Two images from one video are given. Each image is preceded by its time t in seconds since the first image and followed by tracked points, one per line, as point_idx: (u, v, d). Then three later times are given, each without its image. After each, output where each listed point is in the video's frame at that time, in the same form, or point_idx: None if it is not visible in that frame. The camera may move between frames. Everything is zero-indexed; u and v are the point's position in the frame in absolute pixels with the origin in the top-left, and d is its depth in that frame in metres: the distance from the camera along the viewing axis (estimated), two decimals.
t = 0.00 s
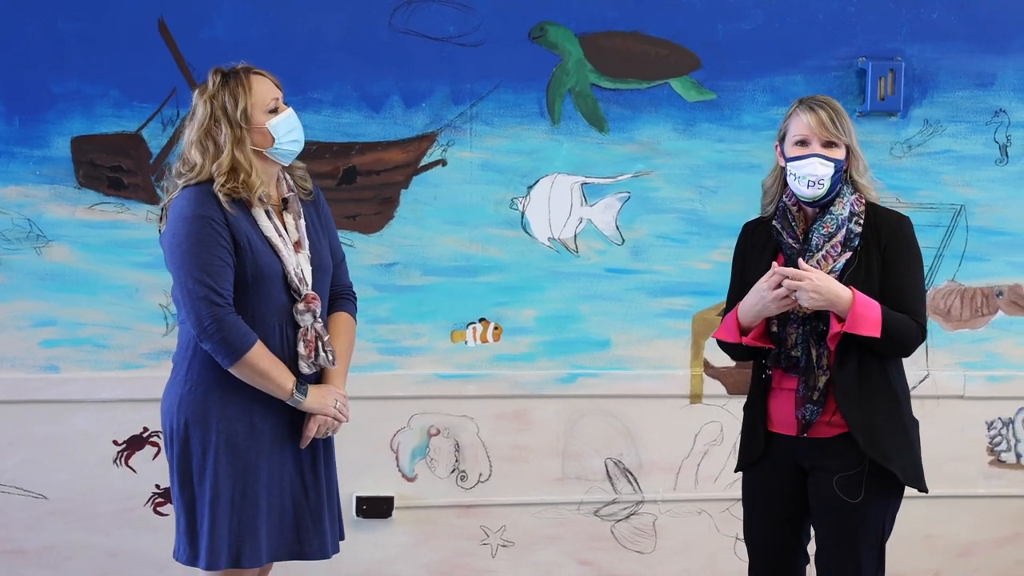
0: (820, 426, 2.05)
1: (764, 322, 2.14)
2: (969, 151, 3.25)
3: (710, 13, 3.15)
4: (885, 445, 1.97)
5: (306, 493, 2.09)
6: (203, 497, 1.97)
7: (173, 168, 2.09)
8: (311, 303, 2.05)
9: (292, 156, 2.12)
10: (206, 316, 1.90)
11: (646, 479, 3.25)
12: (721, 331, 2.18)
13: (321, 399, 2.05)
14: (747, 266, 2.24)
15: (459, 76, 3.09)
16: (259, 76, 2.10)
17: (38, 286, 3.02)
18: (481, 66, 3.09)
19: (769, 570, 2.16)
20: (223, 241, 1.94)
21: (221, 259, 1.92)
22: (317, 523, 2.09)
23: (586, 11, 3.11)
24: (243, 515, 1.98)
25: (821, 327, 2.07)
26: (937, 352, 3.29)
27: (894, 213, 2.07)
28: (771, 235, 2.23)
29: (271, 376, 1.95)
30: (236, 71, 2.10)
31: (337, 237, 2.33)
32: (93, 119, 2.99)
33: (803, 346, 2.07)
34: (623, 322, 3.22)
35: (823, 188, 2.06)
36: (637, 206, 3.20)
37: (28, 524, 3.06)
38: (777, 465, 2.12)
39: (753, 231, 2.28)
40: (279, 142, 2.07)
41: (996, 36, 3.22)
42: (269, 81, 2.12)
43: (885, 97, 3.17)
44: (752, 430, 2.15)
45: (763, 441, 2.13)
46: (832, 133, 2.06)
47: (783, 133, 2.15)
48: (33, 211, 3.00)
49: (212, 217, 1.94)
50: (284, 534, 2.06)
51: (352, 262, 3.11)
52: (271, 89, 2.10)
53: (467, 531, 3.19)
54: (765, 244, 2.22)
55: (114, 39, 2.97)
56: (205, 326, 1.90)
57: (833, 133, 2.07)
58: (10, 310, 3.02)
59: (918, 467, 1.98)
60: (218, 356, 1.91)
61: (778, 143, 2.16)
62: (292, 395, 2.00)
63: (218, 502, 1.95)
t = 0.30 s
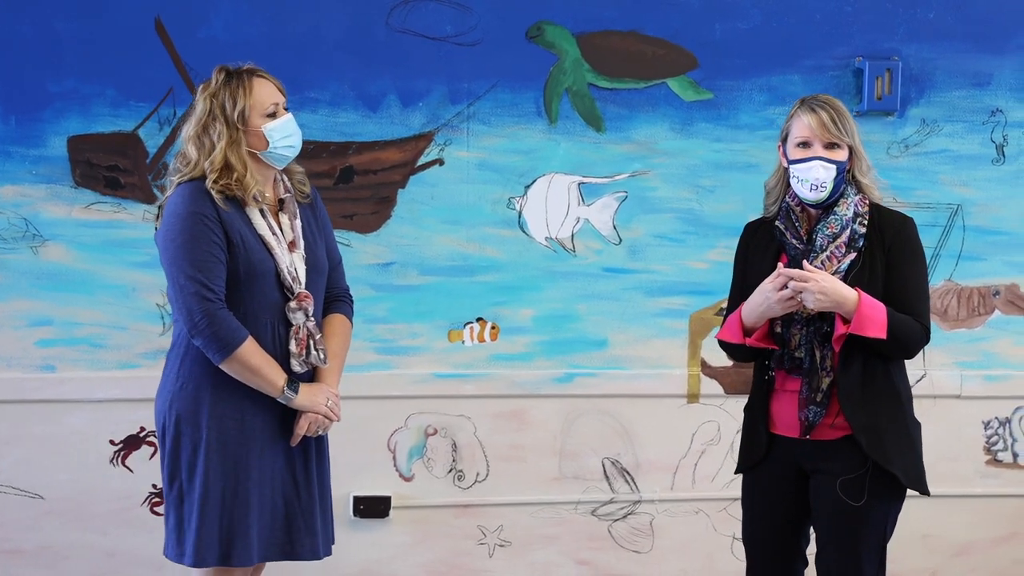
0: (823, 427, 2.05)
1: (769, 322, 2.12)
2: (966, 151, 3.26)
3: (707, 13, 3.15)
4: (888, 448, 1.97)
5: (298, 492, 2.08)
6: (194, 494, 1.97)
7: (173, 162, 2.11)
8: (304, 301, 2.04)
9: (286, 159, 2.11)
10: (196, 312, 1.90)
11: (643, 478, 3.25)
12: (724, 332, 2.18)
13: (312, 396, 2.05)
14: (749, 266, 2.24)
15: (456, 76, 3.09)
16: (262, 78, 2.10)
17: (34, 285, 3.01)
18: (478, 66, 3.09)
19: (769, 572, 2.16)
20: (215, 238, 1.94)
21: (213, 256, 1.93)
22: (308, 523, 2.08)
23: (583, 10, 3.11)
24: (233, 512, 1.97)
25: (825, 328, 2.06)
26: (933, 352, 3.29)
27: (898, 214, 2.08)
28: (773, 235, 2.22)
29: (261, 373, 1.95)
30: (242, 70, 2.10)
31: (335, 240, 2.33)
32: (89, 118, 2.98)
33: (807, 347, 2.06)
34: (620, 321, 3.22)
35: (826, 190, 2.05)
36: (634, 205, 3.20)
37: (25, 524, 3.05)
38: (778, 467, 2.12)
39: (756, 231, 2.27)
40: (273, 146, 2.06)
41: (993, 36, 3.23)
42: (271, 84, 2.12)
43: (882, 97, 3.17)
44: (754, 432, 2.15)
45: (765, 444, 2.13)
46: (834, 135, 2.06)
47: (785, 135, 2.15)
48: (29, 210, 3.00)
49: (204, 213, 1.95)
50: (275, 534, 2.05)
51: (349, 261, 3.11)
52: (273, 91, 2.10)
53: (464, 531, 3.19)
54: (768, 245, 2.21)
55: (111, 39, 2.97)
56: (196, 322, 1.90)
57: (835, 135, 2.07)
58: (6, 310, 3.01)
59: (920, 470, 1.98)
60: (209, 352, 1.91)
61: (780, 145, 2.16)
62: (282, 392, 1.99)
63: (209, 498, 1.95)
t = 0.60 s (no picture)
0: (826, 430, 2.04)
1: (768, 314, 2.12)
2: (965, 151, 3.26)
3: (706, 13, 3.15)
4: (891, 448, 1.97)
5: (302, 488, 2.09)
6: (202, 495, 1.97)
7: (165, 162, 2.11)
8: (303, 298, 2.05)
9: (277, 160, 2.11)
10: (198, 313, 1.90)
11: (642, 478, 3.25)
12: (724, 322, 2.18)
13: (317, 393, 2.04)
14: (751, 267, 2.23)
15: (455, 76, 3.08)
16: (256, 79, 2.10)
17: (33, 285, 3.01)
18: (477, 65, 3.09)
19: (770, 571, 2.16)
20: (214, 238, 1.94)
21: (212, 256, 1.92)
22: (313, 518, 2.10)
23: (583, 10, 3.11)
24: (241, 512, 1.98)
25: (829, 330, 2.04)
26: (933, 351, 3.29)
27: (900, 214, 2.07)
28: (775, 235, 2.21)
29: (265, 371, 1.95)
30: (235, 70, 2.10)
31: (328, 238, 2.33)
32: (88, 118, 2.98)
33: (811, 350, 2.04)
34: (619, 321, 3.22)
35: (828, 184, 2.06)
36: (633, 205, 3.20)
37: (24, 525, 3.05)
38: (782, 468, 2.12)
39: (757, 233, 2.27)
40: (264, 147, 2.06)
41: (992, 35, 3.23)
42: (265, 85, 2.12)
43: (881, 96, 3.17)
44: (757, 433, 2.14)
45: (768, 445, 2.12)
46: (838, 131, 2.07)
47: (788, 132, 2.15)
48: (28, 210, 2.99)
49: (201, 214, 1.94)
50: (281, 531, 2.06)
51: (348, 261, 3.10)
52: (268, 93, 2.11)
53: (463, 531, 3.19)
54: (771, 245, 2.19)
55: (109, 39, 2.96)
56: (198, 323, 1.90)
57: (839, 131, 2.07)
58: (5, 309, 3.01)
59: (923, 470, 1.98)
60: (212, 353, 1.91)
61: (783, 142, 2.17)
62: (288, 389, 1.99)
63: (217, 499, 1.95)
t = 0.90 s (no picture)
0: (824, 429, 2.04)
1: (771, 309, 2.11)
2: (962, 152, 3.26)
3: (703, 13, 3.15)
4: (891, 448, 1.97)
5: (297, 489, 2.10)
6: (196, 498, 1.97)
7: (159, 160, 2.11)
8: (298, 300, 2.05)
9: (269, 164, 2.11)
10: (193, 316, 1.90)
11: (640, 479, 3.25)
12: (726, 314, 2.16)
13: (312, 395, 2.05)
14: (749, 269, 2.23)
15: (453, 76, 3.09)
16: (252, 79, 2.10)
17: (30, 286, 3.01)
18: (475, 66, 3.09)
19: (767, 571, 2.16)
20: (207, 241, 1.94)
21: (206, 259, 1.92)
22: (308, 520, 2.10)
23: (580, 11, 3.11)
24: (236, 515, 1.98)
25: (828, 330, 2.04)
26: (930, 352, 3.30)
27: (898, 212, 2.08)
28: (773, 237, 2.21)
29: (260, 374, 1.95)
30: (233, 70, 2.10)
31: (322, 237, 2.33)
32: (85, 119, 2.98)
33: (810, 349, 2.04)
34: (617, 322, 3.22)
35: (829, 187, 2.05)
36: (631, 206, 3.20)
37: (20, 526, 3.04)
38: (780, 468, 2.12)
39: (753, 235, 2.27)
40: (258, 149, 2.06)
41: (989, 37, 3.23)
42: (261, 86, 2.12)
43: (878, 97, 3.17)
44: (755, 434, 2.14)
45: (767, 445, 2.12)
46: (837, 132, 2.07)
47: (787, 133, 2.15)
48: (24, 211, 2.99)
49: (195, 217, 1.94)
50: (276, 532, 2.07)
51: (345, 262, 3.10)
52: (263, 95, 2.11)
53: (461, 532, 3.19)
54: (769, 248, 2.20)
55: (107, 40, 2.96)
56: (193, 326, 1.90)
57: (838, 132, 2.07)
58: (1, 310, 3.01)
59: (922, 470, 1.98)
60: (206, 356, 1.91)
61: (781, 144, 2.16)
62: (283, 391, 1.99)
63: (212, 502, 1.95)
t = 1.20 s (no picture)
0: (824, 431, 2.04)
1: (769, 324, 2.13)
2: (961, 153, 3.27)
3: (703, 14, 3.15)
4: (893, 450, 1.97)
5: (291, 491, 2.09)
6: (186, 498, 1.97)
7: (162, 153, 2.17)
8: (287, 300, 2.04)
9: (256, 165, 2.09)
10: (178, 316, 1.91)
11: (639, 480, 3.25)
12: (726, 329, 2.20)
13: (301, 395, 2.04)
14: (747, 272, 2.23)
15: (452, 78, 3.09)
16: (248, 79, 2.11)
17: (29, 287, 3.01)
18: (474, 67, 3.09)
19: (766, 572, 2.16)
20: (193, 242, 1.95)
21: (192, 260, 1.93)
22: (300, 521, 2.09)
23: (579, 12, 3.11)
24: (226, 515, 1.98)
25: (826, 334, 2.05)
26: (929, 353, 3.30)
27: (895, 214, 2.08)
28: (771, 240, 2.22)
29: (247, 374, 1.95)
30: (232, 70, 2.11)
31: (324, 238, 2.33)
32: (84, 119, 2.98)
33: (809, 353, 2.06)
34: (616, 323, 3.23)
35: (826, 189, 2.06)
36: (630, 207, 3.20)
37: (19, 527, 3.04)
38: (781, 469, 2.12)
39: (751, 237, 2.28)
40: (241, 149, 2.05)
41: (988, 38, 3.23)
42: (258, 86, 2.12)
43: (877, 98, 3.17)
44: (755, 436, 2.14)
45: (767, 446, 2.12)
46: (835, 135, 2.07)
47: (784, 136, 2.16)
48: (23, 212, 2.99)
49: (182, 217, 1.95)
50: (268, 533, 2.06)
51: (345, 263, 3.10)
52: (258, 95, 2.10)
53: (460, 533, 3.19)
54: (766, 250, 2.21)
55: (106, 41, 2.96)
56: (178, 326, 1.91)
57: (835, 135, 2.08)
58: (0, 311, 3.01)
59: (924, 470, 1.98)
60: (192, 356, 1.92)
61: (779, 147, 2.17)
62: (268, 392, 1.98)
63: (201, 503, 1.95)
